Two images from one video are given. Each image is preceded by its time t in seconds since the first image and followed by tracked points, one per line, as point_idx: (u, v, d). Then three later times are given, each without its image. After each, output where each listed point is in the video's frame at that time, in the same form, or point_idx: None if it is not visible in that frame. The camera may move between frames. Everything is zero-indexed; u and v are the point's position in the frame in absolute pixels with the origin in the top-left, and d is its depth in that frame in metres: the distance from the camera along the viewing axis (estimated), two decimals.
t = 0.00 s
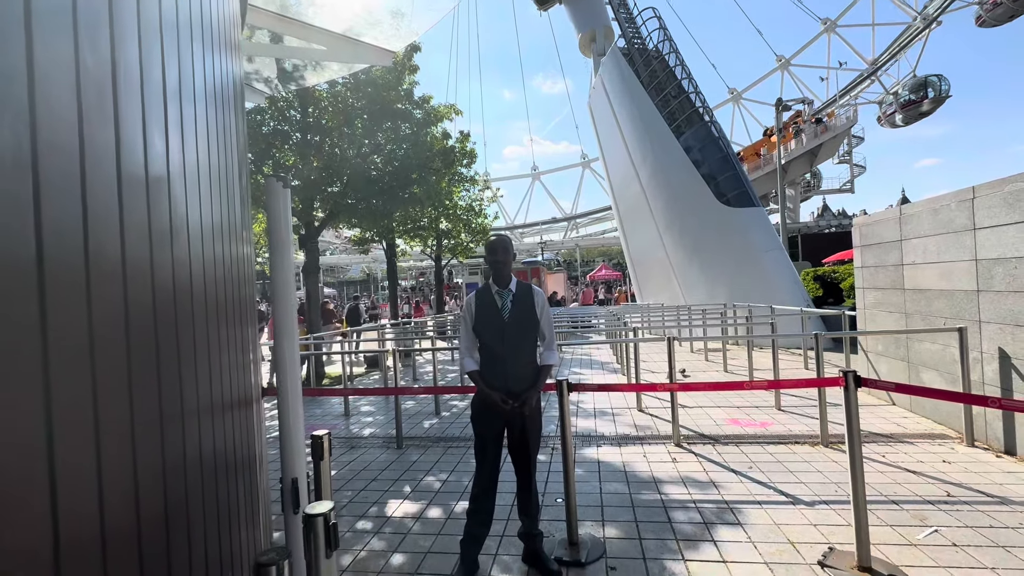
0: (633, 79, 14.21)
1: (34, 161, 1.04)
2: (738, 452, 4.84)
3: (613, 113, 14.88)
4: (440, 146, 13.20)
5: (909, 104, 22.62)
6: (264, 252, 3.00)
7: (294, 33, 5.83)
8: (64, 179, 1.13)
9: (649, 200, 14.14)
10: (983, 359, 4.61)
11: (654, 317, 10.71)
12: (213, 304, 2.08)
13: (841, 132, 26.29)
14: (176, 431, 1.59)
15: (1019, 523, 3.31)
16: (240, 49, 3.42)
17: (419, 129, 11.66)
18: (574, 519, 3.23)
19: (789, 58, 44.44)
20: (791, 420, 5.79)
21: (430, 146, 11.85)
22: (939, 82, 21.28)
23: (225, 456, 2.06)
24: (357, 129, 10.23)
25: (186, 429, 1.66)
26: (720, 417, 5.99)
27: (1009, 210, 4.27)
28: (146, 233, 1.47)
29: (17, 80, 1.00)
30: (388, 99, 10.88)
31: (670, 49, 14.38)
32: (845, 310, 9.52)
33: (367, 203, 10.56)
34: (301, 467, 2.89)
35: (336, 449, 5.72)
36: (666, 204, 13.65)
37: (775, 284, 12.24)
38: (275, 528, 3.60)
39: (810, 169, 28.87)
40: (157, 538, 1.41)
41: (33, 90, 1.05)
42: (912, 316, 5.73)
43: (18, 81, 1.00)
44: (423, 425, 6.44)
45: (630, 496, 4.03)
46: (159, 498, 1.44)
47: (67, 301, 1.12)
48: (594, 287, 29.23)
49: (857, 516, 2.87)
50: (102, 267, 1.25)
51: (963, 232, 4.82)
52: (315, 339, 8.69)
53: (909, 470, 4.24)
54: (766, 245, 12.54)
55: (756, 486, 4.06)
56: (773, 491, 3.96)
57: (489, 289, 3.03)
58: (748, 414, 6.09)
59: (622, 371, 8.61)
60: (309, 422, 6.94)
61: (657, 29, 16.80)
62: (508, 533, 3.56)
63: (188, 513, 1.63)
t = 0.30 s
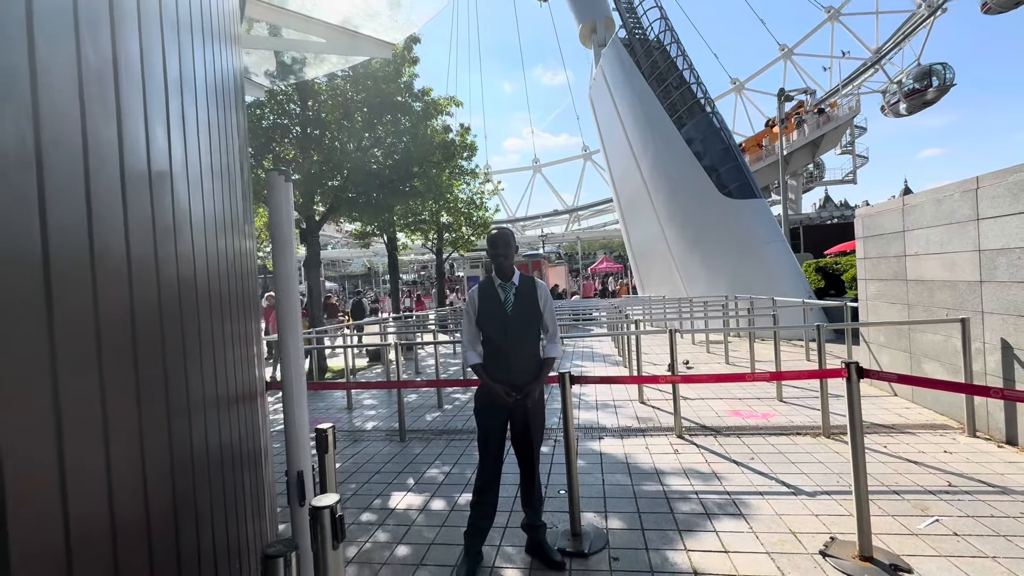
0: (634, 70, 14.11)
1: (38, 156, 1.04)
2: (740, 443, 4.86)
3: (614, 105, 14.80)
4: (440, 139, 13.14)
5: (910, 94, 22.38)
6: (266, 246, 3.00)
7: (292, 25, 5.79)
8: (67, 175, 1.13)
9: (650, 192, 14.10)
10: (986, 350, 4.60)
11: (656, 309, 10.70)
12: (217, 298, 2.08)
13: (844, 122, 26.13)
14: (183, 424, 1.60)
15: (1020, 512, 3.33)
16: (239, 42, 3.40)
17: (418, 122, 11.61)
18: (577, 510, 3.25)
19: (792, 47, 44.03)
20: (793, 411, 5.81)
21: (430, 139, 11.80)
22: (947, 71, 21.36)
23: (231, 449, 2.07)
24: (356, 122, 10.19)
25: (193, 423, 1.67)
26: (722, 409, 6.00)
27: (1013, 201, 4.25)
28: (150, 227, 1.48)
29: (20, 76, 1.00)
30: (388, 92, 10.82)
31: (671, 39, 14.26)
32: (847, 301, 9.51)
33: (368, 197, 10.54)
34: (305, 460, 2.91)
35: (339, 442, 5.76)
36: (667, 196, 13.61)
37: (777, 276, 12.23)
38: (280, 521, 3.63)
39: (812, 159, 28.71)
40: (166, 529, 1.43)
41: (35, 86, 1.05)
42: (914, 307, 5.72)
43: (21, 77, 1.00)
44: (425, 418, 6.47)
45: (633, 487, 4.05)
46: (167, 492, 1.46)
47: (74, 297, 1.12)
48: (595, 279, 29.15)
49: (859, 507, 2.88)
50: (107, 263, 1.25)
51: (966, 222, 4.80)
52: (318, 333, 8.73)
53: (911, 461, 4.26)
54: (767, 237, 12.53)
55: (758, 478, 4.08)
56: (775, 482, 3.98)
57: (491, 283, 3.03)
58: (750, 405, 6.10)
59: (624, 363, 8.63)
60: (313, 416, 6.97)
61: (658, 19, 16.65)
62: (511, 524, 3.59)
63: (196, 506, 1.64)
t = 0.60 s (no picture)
0: (636, 64, 14.03)
1: (26, 151, 1.03)
2: (743, 438, 4.84)
3: (616, 99, 14.73)
4: (441, 134, 13.09)
5: (918, 84, 22.26)
6: (265, 242, 2.99)
7: (290, 21, 5.76)
8: (58, 172, 1.12)
9: (652, 186, 14.05)
10: (990, 343, 4.57)
11: (658, 304, 10.68)
12: (215, 294, 2.08)
13: (848, 115, 25.94)
14: (181, 420, 1.60)
15: None
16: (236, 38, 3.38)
17: (419, 118, 11.57)
18: (579, 505, 3.24)
19: (795, 39, 43.65)
20: (796, 406, 5.78)
21: (431, 135, 11.75)
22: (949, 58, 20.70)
23: (230, 446, 2.07)
24: (357, 118, 10.15)
25: (191, 420, 1.66)
26: (725, 404, 5.99)
27: (1019, 193, 4.21)
28: (145, 222, 1.47)
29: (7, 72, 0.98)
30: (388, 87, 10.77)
31: (673, 32, 14.15)
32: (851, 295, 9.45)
33: (369, 193, 10.52)
34: (306, 457, 2.91)
35: (342, 438, 5.77)
36: (670, 190, 13.55)
37: (781, 270, 12.15)
38: (282, 516, 3.64)
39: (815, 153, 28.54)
40: (164, 527, 1.42)
41: (24, 83, 1.03)
42: (918, 300, 5.68)
43: (7, 73, 0.99)
44: (428, 414, 6.47)
45: (635, 482, 4.05)
46: (164, 489, 1.45)
47: (65, 294, 1.11)
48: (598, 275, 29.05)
49: (862, 501, 2.87)
50: (100, 260, 1.24)
51: (972, 215, 4.76)
52: (320, 329, 8.73)
53: (914, 455, 4.24)
54: (771, 230, 12.37)
55: (761, 472, 4.07)
56: (777, 477, 3.97)
57: (491, 278, 3.02)
58: (753, 400, 6.08)
59: (627, 358, 8.61)
60: (316, 412, 6.98)
61: (660, 12, 16.49)
62: (513, 519, 3.59)
63: (194, 503, 1.64)
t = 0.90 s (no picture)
0: (637, 62, 13.99)
1: (26, 157, 1.03)
2: (746, 437, 4.83)
3: (617, 98, 14.70)
4: (443, 134, 13.09)
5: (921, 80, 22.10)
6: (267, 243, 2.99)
7: (290, 22, 5.77)
8: (60, 180, 1.12)
9: (655, 185, 14.03)
10: (995, 342, 4.54)
11: (661, 303, 10.66)
12: (218, 296, 2.08)
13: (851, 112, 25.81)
14: (183, 422, 1.60)
15: None
16: (237, 39, 3.39)
17: (420, 118, 11.57)
18: (581, 505, 3.24)
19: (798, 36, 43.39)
20: (799, 405, 5.77)
21: (432, 135, 11.75)
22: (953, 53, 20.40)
23: (233, 449, 2.07)
24: (358, 119, 10.17)
25: (193, 422, 1.67)
26: (728, 403, 5.97)
27: None
28: (147, 224, 1.47)
29: (8, 80, 0.99)
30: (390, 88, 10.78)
31: (675, 30, 14.12)
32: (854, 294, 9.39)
33: (371, 193, 10.52)
34: (308, 458, 2.92)
35: (345, 439, 5.78)
36: (672, 188, 13.52)
37: (786, 268, 12.08)
38: (285, 517, 3.65)
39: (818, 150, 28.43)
40: (166, 529, 1.42)
41: (24, 90, 1.04)
42: (922, 299, 5.66)
43: (8, 81, 0.99)
44: (430, 414, 6.48)
45: (637, 482, 4.04)
46: (167, 490, 1.46)
47: (66, 299, 1.11)
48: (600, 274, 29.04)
49: (866, 500, 2.86)
50: (103, 264, 1.25)
51: (976, 213, 4.73)
52: (323, 329, 8.75)
53: (919, 454, 4.22)
54: (775, 228, 12.35)
55: (764, 472, 4.05)
56: (781, 476, 3.96)
57: (490, 277, 3.01)
58: (756, 399, 6.06)
59: (629, 358, 8.60)
60: (318, 412, 6.99)
61: (661, 9, 16.44)
62: (516, 519, 3.59)
63: (197, 505, 1.64)
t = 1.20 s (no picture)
0: (639, 64, 14.01)
1: (28, 160, 1.03)
2: (750, 440, 4.81)
3: (619, 100, 14.71)
4: (445, 137, 13.12)
5: (926, 80, 22.12)
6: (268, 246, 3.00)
7: (291, 26, 5.80)
8: (61, 182, 1.12)
9: (657, 187, 14.02)
10: (1000, 344, 4.52)
11: (663, 305, 10.64)
12: (219, 298, 2.08)
13: (854, 113, 25.72)
14: (184, 425, 1.60)
15: None
16: (239, 43, 3.40)
17: (423, 121, 11.59)
18: (584, 508, 3.23)
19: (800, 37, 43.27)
20: (803, 407, 5.74)
21: (435, 138, 11.78)
22: (958, 52, 20.47)
23: (234, 451, 2.07)
24: (360, 122, 10.20)
25: (194, 424, 1.66)
26: (731, 405, 5.95)
27: None
28: (149, 226, 1.48)
29: (10, 84, 0.99)
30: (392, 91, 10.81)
31: (677, 32, 14.12)
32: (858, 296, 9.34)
33: (373, 196, 10.54)
34: (310, 462, 2.92)
35: (347, 441, 5.78)
36: (674, 190, 13.51)
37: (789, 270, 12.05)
38: (287, 520, 3.65)
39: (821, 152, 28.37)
40: (166, 530, 1.42)
41: (26, 93, 1.04)
42: (926, 300, 5.63)
43: (10, 84, 1.00)
44: (433, 416, 6.48)
45: (640, 485, 4.03)
46: (168, 492, 1.46)
47: (68, 300, 1.12)
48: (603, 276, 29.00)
49: (870, 503, 2.84)
50: (105, 266, 1.26)
51: (980, 214, 4.71)
52: (325, 332, 8.75)
53: (924, 457, 4.19)
54: (777, 230, 12.33)
55: (768, 475, 4.03)
56: (785, 479, 3.93)
57: (490, 280, 3.01)
58: (760, 401, 6.04)
59: (632, 360, 8.58)
60: (321, 415, 7.00)
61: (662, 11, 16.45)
62: (518, 523, 3.58)
63: (198, 507, 1.64)
